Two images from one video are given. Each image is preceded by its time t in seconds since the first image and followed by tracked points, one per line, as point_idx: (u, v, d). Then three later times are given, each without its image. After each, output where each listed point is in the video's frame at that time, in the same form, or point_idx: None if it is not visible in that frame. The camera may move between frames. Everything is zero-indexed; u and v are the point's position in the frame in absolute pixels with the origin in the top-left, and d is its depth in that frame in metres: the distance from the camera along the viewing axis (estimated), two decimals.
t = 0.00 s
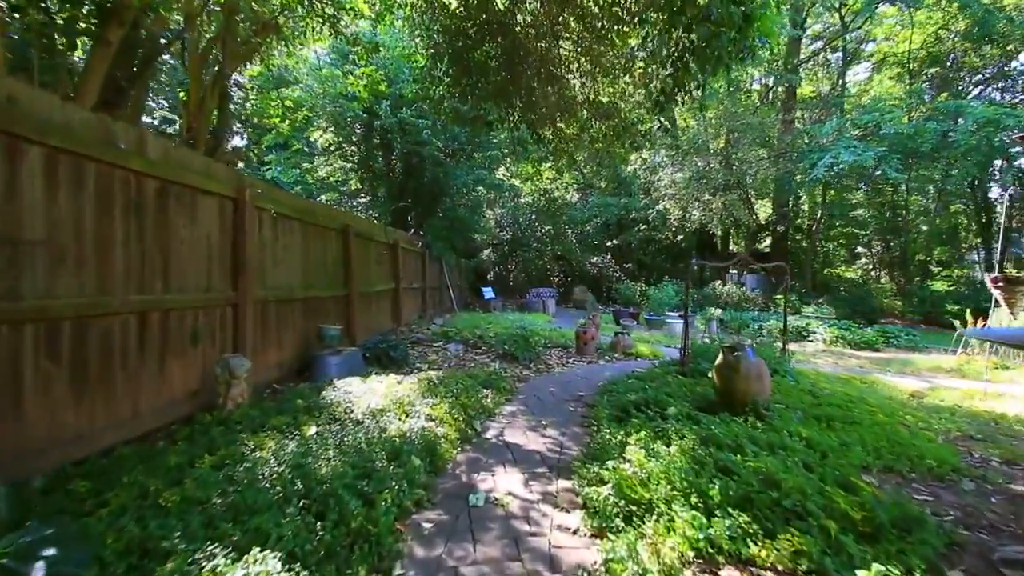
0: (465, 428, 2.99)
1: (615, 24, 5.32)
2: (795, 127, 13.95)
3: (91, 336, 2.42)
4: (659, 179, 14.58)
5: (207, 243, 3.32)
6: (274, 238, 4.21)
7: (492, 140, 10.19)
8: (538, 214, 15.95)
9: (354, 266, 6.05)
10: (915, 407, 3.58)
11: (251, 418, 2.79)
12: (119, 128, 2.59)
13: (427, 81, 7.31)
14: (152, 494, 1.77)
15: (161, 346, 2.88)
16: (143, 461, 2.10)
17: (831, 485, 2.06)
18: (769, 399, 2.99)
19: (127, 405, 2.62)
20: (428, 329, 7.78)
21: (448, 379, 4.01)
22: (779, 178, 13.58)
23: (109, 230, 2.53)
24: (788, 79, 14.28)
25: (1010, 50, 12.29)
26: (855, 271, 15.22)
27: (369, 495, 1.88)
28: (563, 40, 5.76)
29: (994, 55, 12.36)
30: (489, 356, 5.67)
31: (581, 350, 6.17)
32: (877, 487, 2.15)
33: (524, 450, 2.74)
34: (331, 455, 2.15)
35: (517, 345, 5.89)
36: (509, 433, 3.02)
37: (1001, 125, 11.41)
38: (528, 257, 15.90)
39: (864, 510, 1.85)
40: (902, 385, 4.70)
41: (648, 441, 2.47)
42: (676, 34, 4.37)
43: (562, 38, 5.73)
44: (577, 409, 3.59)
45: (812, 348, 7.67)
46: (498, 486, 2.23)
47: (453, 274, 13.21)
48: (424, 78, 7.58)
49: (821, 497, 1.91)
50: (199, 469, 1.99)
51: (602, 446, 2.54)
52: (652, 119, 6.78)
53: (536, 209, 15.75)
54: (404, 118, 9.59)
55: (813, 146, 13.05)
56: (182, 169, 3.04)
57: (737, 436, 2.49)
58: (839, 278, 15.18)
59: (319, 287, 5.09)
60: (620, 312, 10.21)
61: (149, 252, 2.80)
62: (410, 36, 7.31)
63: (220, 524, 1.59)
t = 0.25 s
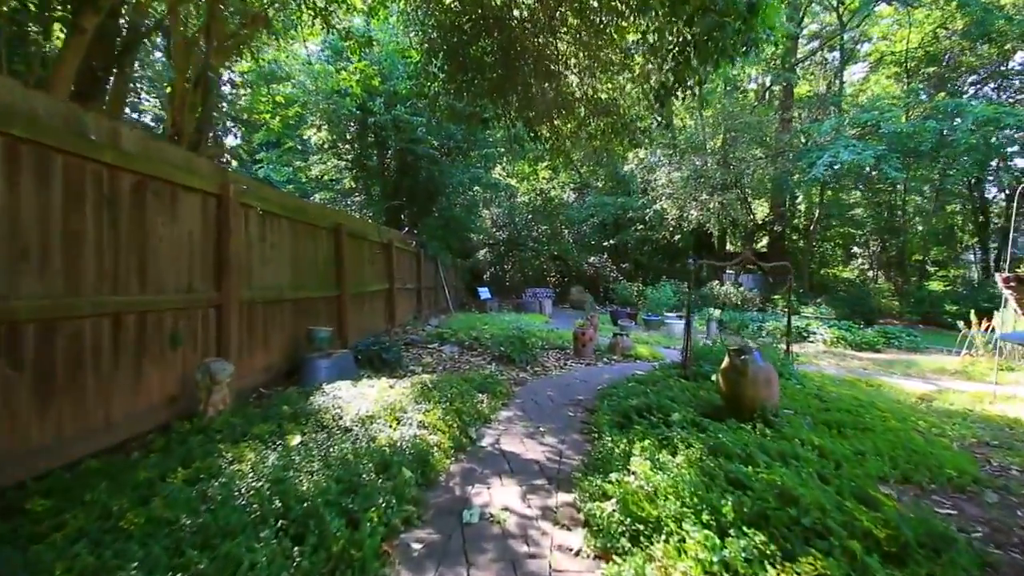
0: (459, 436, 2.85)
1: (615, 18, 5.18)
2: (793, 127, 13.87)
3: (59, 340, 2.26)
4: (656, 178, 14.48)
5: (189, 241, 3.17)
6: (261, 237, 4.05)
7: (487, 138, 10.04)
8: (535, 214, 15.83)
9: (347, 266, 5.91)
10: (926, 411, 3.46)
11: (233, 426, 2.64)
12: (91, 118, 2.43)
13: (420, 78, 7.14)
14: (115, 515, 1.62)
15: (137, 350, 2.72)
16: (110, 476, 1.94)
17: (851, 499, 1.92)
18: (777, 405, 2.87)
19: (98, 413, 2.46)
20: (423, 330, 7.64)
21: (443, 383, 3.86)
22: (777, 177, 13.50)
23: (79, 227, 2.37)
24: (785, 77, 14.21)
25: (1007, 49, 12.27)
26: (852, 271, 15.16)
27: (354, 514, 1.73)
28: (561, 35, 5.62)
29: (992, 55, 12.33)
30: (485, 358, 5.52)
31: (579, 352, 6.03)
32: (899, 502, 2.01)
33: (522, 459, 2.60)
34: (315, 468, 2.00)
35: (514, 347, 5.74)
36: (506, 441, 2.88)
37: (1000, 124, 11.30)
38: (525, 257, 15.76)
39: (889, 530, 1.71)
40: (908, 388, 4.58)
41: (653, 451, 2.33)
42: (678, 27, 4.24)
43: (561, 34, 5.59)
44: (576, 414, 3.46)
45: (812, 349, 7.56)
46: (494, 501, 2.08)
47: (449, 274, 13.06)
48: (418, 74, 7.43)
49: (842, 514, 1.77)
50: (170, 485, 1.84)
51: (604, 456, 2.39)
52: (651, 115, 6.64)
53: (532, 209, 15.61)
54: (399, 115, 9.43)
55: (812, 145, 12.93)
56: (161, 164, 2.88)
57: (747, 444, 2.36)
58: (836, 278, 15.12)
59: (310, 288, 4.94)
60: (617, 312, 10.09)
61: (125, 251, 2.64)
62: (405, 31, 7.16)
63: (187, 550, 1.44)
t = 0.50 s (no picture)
0: (452, 443, 2.70)
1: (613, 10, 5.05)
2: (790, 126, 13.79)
3: (21, 343, 2.10)
4: (653, 177, 14.38)
5: (167, 238, 3.01)
6: (246, 234, 3.88)
7: (482, 135, 9.89)
8: (530, 213, 15.68)
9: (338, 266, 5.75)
10: (937, 414, 3.34)
11: (211, 436, 2.48)
12: (56, 105, 2.26)
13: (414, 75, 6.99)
14: (68, 538, 1.47)
15: (111, 353, 2.56)
16: (69, 491, 1.78)
17: (872, 514, 1.79)
18: (786, 410, 2.74)
19: (66, 420, 2.30)
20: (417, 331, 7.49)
21: (436, 386, 3.71)
22: (774, 177, 13.42)
23: (44, 221, 2.21)
24: (781, 75, 14.14)
25: (1003, 48, 12.27)
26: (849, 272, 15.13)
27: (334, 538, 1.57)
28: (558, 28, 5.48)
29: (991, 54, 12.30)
30: (479, 359, 5.37)
31: (576, 354, 5.89)
32: (921, 516, 1.88)
33: (517, 468, 2.45)
34: (293, 484, 1.85)
35: (510, 347, 5.60)
36: (501, 448, 2.73)
37: (999, 122, 11.17)
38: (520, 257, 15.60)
39: (916, 550, 1.58)
40: (914, 390, 4.46)
41: (658, 461, 2.20)
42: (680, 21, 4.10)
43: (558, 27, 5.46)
44: (574, 419, 3.32)
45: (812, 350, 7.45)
46: (489, 517, 1.93)
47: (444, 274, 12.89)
48: (412, 67, 7.24)
49: (866, 532, 1.63)
50: (133, 503, 1.69)
51: (605, 466, 2.25)
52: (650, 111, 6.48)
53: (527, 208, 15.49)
54: (392, 112, 9.26)
55: (811, 143, 12.82)
56: (136, 156, 2.72)
57: (757, 454, 2.22)
58: (832, 277, 15.04)
59: (299, 288, 4.79)
60: (614, 312, 9.97)
61: (96, 248, 2.48)
62: (398, 24, 6.98)
63: None
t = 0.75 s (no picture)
0: (442, 453, 2.55)
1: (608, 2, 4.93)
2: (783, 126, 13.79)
3: None
4: (646, 176, 14.34)
5: (137, 235, 2.82)
6: (226, 231, 3.70)
7: (474, 133, 9.74)
8: (522, 213, 15.55)
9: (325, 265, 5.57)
10: (943, 418, 3.25)
11: (181, 446, 2.31)
12: (8, 88, 2.07)
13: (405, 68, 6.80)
14: (5, 572, 1.30)
15: (74, 356, 2.38)
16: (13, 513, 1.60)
17: (892, 532, 1.67)
18: (791, 416, 2.62)
19: (23, 428, 2.12)
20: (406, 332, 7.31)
21: (426, 391, 3.55)
22: (766, 177, 13.40)
23: None
24: (772, 75, 14.15)
25: (992, 50, 12.35)
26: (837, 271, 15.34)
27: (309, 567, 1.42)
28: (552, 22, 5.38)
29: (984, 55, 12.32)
30: (471, 362, 5.22)
31: (570, 355, 5.76)
32: (943, 532, 1.77)
33: (511, 480, 2.31)
34: (267, 503, 1.69)
35: (502, 348, 5.45)
36: (494, 458, 2.58)
37: (990, 122, 11.30)
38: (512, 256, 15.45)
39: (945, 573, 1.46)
40: (916, 393, 4.37)
41: (661, 472, 2.06)
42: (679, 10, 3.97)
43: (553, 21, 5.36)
44: (570, 425, 3.18)
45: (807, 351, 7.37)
46: (481, 536, 1.78)
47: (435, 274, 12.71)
48: (402, 60, 7.02)
49: (890, 552, 1.51)
50: (85, 527, 1.52)
51: (604, 478, 2.12)
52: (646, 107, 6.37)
53: (518, 208, 15.38)
54: (382, 108, 9.05)
55: (805, 143, 12.78)
56: (102, 147, 2.54)
57: (766, 463, 2.09)
58: (822, 278, 15.04)
59: (282, 288, 4.61)
60: (607, 313, 9.85)
61: (56, 244, 2.30)
62: (387, 17, 6.80)
63: None
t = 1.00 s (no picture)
0: (430, 463, 2.39)
1: None
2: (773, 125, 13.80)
3: None
4: (636, 175, 14.31)
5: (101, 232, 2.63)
6: (201, 229, 3.51)
7: (464, 130, 9.57)
8: (512, 212, 15.41)
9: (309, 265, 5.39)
10: (948, 422, 3.15)
11: (147, 459, 2.14)
12: None
13: (392, 62, 6.62)
14: None
15: (27, 363, 2.19)
16: None
17: (914, 551, 1.55)
18: (795, 422, 2.50)
19: None
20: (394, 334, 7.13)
21: (413, 395, 3.39)
22: (756, 176, 13.39)
23: None
24: (762, 75, 14.16)
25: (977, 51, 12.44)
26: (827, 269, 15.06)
27: None
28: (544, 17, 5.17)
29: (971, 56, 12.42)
30: (461, 364, 5.06)
31: (562, 357, 5.61)
32: (967, 550, 1.66)
33: (504, 492, 2.17)
34: (235, 527, 1.54)
35: (493, 350, 5.30)
36: (485, 468, 2.43)
37: (979, 122, 11.43)
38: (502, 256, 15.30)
39: None
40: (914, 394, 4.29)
41: (664, 484, 1.93)
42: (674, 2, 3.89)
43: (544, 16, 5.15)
44: (564, 432, 3.03)
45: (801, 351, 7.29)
46: (472, 558, 1.64)
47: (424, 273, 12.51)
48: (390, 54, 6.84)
49: None
50: (27, 557, 1.36)
51: (603, 491, 1.98)
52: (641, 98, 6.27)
53: (508, 207, 15.26)
54: (369, 105, 8.85)
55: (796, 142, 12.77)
56: (62, 137, 2.34)
57: (776, 474, 1.97)
58: (811, 277, 14.79)
59: (263, 288, 4.42)
60: (599, 313, 9.73)
61: (7, 242, 2.11)
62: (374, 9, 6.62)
63: None
